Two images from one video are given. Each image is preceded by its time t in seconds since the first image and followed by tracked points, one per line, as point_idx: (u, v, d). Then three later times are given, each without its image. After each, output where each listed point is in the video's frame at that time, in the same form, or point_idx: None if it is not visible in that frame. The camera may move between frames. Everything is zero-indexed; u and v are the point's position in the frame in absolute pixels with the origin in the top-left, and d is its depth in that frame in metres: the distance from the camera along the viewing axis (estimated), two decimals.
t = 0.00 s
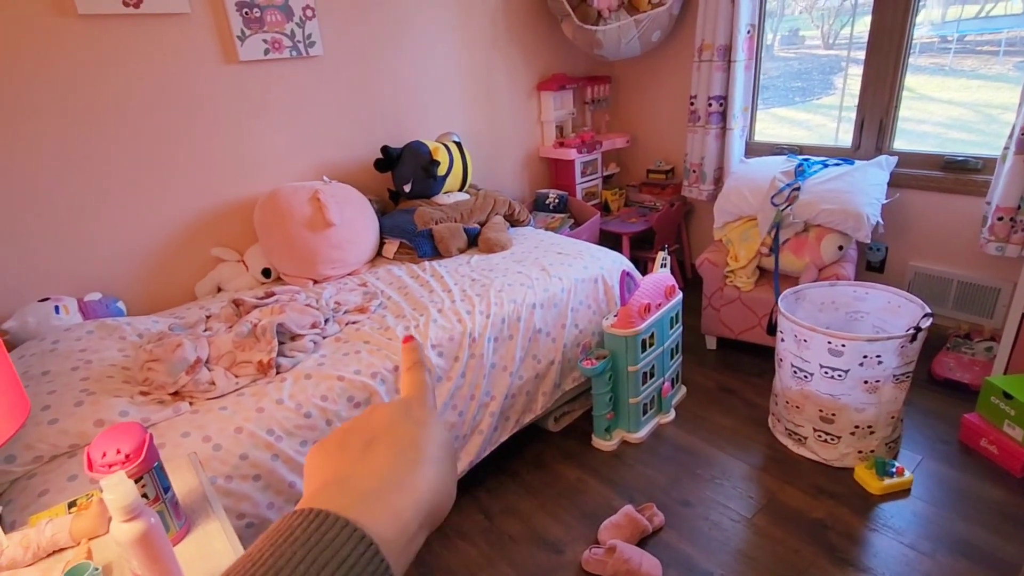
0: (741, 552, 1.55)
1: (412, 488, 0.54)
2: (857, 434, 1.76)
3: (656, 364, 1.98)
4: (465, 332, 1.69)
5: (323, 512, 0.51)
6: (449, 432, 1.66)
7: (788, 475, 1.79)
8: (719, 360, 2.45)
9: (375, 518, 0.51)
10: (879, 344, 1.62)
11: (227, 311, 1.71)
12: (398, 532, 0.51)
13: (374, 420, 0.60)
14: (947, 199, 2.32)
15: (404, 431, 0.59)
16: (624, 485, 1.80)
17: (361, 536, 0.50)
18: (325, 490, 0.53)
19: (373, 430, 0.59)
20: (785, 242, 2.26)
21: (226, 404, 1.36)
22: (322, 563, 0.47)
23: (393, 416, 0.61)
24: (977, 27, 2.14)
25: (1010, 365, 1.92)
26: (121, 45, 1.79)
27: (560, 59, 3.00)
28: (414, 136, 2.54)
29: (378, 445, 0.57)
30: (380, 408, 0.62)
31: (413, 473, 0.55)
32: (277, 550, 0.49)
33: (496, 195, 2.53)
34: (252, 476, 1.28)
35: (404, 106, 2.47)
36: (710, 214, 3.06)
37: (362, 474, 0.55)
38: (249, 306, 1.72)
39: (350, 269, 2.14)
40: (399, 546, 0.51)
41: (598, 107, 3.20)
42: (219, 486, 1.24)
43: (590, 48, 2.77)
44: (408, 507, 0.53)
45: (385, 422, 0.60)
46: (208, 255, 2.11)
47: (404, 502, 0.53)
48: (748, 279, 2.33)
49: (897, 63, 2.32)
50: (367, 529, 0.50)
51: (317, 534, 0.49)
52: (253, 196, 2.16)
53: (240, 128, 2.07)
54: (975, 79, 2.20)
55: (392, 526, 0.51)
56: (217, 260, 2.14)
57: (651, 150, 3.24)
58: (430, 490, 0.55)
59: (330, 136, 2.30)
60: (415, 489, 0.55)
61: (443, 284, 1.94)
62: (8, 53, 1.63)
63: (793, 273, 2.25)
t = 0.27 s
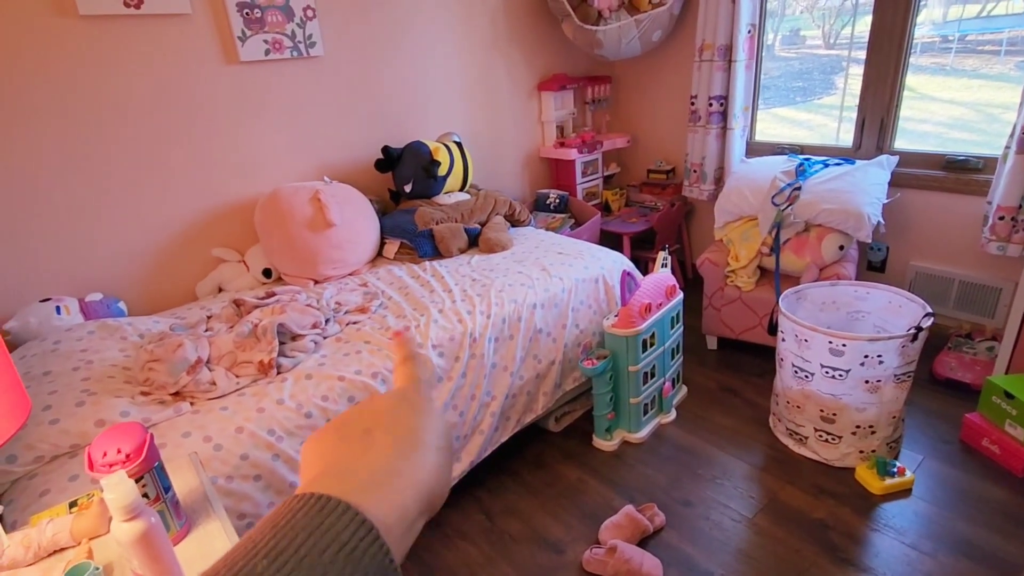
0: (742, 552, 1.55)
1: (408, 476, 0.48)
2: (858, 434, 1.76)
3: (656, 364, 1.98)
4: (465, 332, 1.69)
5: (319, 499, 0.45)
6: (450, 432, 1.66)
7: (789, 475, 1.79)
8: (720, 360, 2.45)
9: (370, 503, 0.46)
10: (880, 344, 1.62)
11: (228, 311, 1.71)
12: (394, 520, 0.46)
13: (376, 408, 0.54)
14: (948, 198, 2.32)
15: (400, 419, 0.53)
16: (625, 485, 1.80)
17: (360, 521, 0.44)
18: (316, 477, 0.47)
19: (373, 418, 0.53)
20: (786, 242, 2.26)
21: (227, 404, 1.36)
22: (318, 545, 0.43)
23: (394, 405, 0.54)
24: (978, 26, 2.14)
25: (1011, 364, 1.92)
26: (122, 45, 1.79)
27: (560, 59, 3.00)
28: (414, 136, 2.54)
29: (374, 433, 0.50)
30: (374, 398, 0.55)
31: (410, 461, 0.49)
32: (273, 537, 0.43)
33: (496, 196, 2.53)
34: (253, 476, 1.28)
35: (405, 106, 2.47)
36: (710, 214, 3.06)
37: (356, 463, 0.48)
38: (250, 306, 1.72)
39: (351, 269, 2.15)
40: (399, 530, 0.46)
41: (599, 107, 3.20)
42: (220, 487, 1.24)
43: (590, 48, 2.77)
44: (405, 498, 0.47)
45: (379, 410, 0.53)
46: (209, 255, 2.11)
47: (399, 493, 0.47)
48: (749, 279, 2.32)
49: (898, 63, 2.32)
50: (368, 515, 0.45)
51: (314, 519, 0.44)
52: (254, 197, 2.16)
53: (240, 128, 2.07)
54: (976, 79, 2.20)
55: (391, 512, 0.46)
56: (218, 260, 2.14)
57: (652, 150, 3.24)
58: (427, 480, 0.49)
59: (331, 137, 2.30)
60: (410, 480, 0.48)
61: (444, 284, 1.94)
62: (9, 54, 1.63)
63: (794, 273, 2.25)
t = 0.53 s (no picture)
0: (742, 552, 1.54)
1: (451, 455, 0.44)
2: (858, 434, 1.76)
3: (656, 364, 1.98)
4: (465, 332, 1.69)
5: (363, 471, 0.42)
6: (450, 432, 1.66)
7: (789, 475, 1.79)
8: (720, 360, 2.45)
9: (412, 476, 0.43)
10: (880, 344, 1.62)
11: (228, 311, 1.72)
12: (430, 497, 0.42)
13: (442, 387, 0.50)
14: (948, 198, 2.32)
15: (450, 400, 0.48)
16: (626, 485, 1.80)
17: (401, 498, 0.41)
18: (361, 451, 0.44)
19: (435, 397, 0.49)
20: (786, 242, 2.26)
21: (227, 404, 1.36)
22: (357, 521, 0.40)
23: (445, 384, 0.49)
24: (978, 26, 2.14)
25: (1012, 364, 1.92)
26: (122, 46, 1.80)
27: (560, 59, 3.00)
28: (414, 137, 2.55)
29: (427, 414, 0.46)
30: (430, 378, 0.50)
31: (455, 439, 0.45)
32: (320, 506, 0.41)
33: (496, 196, 2.53)
34: (253, 477, 1.29)
35: (406, 107, 2.48)
36: (710, 214, 3.06)
37: (403, 441, 0.44)
38: (250, 307, 1.72)
39: (351, 270, 2.15)
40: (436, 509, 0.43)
41: (599, 108, 3.20)
42: (221, 487, 1.24)
43: (590, 48, 2.77)
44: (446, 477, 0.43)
45: (432, 391, 0.49)
46: (209, 256, 2.11)
47: (440, 472, 0.43)
48: (749, 279, 2.32)
49: (898, 63, 2.32)
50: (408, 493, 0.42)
51: (359, 492, 0.41)
52: (254, 197, 2.16)
53: (241, 129, 2.07)
54: (976, 78, 2.20)
55: (434, 488, 0.43)
56: (218, 261, 2.14)
57: (652, 150, 3.24)
58: (471, 463, 0.44)
59: (331, 137, 2.30)
60: (450, 460, 0.44)
61: (444, 284, 1.95)
62: (10, 55, 1.63)
63: (794, 272, 2.25)
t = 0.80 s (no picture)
0: (742, 552, 1.54)
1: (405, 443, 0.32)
2: (857, 434, 1.76)
3: (656, 365, 1.98)
4: (464, 333, 1.69)
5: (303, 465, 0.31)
6: (449, 433, 1.66)
7: (788, 475, 1.79)
8: (720, 360, 2.45)
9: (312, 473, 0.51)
10: (879, 344, 1.62)
11: (227, 313, 1.72)
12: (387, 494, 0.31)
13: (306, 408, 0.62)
14: (946, 198, 2.32)
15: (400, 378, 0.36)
16: (625, 485, 1.80)
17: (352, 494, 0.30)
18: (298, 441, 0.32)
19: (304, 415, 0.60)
20: (785, 242, 2.26)
21: (226, 406, 1.36)
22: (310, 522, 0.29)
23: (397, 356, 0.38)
24: (977, 26, 2.14)
25: (1011, 363, 1.92)
26: (120, 48, 1.80)
27: (559, 60, 3.00)
28: (413, 137, 2.54)
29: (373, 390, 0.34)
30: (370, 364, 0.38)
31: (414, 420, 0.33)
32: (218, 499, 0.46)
33: (495, 197, 2.53)
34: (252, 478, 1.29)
35: (404, 108, 2.48)
36: (709, 214, 3.07)
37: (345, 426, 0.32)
38: (249, 308, 1.72)
39: (350, 271, 2.15)
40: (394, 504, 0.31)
41: (597, 108, 3.21)
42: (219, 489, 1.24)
43: (589, 49, 2.78)
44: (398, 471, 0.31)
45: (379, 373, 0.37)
46: (208, 257, 2.11)
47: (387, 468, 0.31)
48: (748, 279, 2.33)
49: (896, 63, 2.32)
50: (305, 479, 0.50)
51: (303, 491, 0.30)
52: (253, 199, 2.16)
53: (239, 130, 2.07)
54: (975, 78, 2.20)
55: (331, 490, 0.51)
56: (217, 263, 2.14)
57: (650, 150, 3.24)
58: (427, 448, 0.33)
59: (329, 138, 2.30)
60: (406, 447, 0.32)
61: (443, 285, 1.94)
62: (8, 57, 1.63)
63: (793, 272, 2.25)
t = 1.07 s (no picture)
0: (740, 551, 1.55)
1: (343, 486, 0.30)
2: (856, 433, 1.76)
3: (654, 364, 1.99)
4: (463, 333, 1.70)
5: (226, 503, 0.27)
6: (448, 433, 1.67)
7: (787, 474, 1.79)
8: (718, 360, 2.45)
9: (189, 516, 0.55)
10: (877, 342, 1.62)
11: (226, 313, 1.72)
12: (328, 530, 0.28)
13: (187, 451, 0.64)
14: (944, 197, 2.32)
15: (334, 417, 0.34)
16: (624, 485, 1.80)
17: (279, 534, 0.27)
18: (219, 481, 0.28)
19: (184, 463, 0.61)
20: (783, 241, 2.27)
21: (225, 406, 1.36)
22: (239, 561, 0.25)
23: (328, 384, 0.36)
24: (975, 25, 2.15)
25: (1009, 362, 1.92)
26: (119, 49, 1.80)
27: (558, 60, 3.00)
28: (412, 138, 2.55)
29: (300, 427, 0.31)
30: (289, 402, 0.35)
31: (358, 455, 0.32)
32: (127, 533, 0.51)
33: (494, 197, 2.53)
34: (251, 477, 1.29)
35: (403, 108, 2.48)
36: (708, 213, 3.07)
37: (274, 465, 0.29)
38: (247, 308, 1.72)
39: (349, 271, 2.15)
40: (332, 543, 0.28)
41: (596, 108, 3.21)
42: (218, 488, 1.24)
43: (587, 49, 2.78)
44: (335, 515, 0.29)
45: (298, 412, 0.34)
46: (207, 258, 2.11)
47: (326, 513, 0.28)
48: (747, 278, 2.33)
49: (894, 63, 2.32)
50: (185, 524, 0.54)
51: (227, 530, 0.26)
52: (251, 199, 2.16)
53: (238, 130, 2.08)
54: (974, 77, 2.21)
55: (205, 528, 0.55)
56: (216, 263, 2.14)
57: (649, 150, 3.25)
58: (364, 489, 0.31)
59: (328, 139, 2.30)
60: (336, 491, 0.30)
61: (441, 285, 1.95)
62: (6, 57, 1.63)
63: (791, 272, 2.26)
